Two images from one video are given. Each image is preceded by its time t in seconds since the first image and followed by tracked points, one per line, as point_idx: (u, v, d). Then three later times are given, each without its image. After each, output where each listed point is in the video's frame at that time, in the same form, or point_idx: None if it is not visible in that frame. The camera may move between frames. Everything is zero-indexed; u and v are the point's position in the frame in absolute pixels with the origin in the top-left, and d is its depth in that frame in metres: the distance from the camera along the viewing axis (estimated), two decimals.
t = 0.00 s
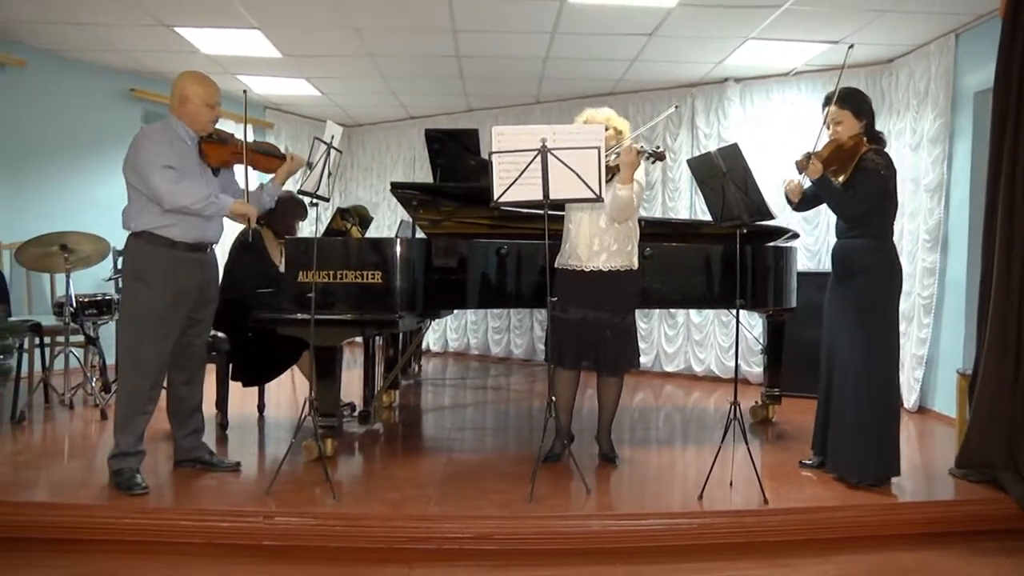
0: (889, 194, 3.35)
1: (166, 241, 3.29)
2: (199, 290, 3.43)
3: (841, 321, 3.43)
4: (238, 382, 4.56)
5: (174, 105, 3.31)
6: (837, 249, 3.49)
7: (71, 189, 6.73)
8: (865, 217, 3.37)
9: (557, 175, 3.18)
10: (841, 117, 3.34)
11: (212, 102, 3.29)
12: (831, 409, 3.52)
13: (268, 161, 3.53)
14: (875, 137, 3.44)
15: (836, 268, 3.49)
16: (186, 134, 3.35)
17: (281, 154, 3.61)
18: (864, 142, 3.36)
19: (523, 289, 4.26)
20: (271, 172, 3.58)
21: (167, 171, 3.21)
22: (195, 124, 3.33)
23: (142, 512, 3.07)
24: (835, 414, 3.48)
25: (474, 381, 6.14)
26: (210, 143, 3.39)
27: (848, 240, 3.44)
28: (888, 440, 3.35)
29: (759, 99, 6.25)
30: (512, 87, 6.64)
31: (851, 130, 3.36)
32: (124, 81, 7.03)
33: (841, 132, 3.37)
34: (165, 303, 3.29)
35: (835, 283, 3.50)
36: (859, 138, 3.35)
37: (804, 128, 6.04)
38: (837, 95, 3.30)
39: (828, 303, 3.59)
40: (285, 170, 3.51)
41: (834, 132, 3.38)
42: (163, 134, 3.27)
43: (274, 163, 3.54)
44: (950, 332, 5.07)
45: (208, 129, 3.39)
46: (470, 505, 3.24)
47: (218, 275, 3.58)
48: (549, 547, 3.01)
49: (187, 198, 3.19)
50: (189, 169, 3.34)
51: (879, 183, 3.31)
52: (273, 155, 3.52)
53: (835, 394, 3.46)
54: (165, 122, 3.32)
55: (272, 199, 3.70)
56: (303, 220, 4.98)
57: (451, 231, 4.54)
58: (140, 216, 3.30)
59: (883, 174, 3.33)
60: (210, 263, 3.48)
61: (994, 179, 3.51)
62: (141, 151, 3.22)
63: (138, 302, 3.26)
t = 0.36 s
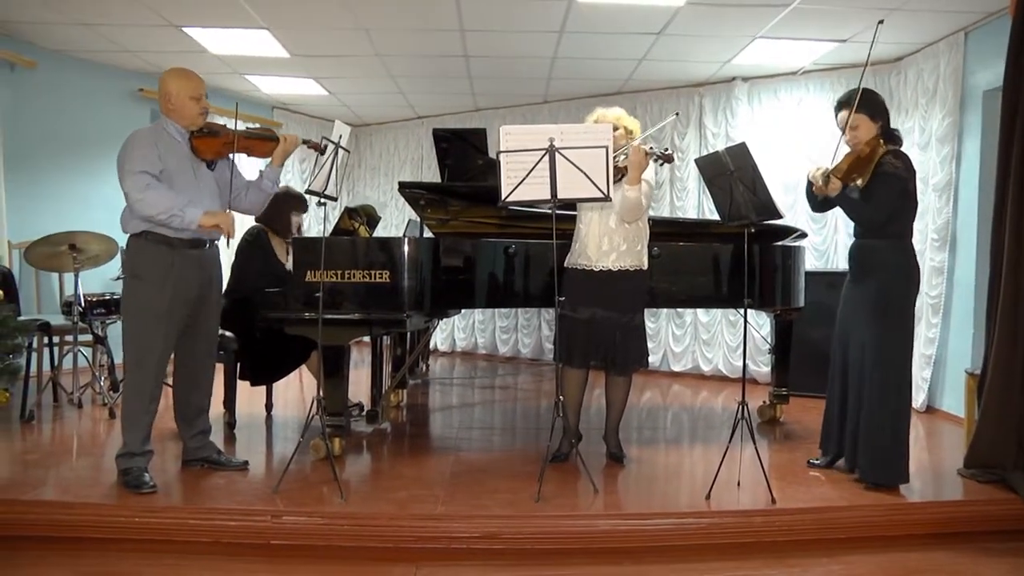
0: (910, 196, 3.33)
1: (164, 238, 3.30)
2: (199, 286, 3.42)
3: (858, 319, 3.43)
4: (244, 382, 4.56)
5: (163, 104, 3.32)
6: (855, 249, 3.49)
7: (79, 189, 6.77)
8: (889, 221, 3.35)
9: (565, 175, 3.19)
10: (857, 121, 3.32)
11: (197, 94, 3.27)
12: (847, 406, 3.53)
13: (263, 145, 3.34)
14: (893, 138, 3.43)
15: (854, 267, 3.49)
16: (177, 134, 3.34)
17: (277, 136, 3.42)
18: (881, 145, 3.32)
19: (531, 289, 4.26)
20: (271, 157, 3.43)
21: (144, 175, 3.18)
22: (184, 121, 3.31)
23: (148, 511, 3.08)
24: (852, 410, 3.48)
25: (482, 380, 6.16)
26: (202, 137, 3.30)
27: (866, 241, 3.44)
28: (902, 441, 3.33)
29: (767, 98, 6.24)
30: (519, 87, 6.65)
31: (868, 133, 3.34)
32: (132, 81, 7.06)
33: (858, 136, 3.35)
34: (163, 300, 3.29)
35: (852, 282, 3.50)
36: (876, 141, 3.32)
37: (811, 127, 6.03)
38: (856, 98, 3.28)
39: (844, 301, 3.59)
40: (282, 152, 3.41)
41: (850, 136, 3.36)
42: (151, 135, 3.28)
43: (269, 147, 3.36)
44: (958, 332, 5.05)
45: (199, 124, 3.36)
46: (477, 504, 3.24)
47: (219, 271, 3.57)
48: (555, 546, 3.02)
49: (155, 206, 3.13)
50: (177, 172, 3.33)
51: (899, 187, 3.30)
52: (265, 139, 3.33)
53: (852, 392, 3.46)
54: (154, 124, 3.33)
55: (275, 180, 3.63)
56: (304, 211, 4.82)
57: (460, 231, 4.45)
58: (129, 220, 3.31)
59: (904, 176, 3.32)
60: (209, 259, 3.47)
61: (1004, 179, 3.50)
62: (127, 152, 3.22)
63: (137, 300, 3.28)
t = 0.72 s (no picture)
0: (916, 197, 3.34)
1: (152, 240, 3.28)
2: (194, 286, 3.42)
3: (858, 321, 3.42)
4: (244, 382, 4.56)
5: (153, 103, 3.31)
6: (857, 249, 3.47)
7: (80, 190, 6.77)
8: (895, 220, 3.34)
9: (566, 176, 3.18)
10: (865, 121, 3.32)
11: (187, 93, 3.25)
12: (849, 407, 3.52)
13: (252, 147, 3.34)
14: (898, 138, 3.41)
15: (856, 268, 3.47)
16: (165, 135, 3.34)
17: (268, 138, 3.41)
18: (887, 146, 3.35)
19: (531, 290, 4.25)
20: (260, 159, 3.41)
21: (126, 181, 3.18)
22: (173, 121, 3.30)
23: (149, 512, 3.08)
24: (855, 411, 3.47)
25: (482, 380, 6.16)
26: (193, 136, 3.30)
27: (869, 241, 3.42)
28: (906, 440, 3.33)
29: (767, 99, 6.24)
30: (519, 88, 6.65)
31: (875, 133, 3.35)
32: (133, 82, 7.06)
33: (865, 136, 3.35)
34: (159, 301, 3.29)
35: (853, 282, 3.48)
36: (882, 142, 3.35)
37: (812, 128, 6.03)
38: (867, 98, 3.27)
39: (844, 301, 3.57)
40: (273, 155, 3.40)
41: (858, 136, 3.36)
42: (136, 139, 3.27)
43: (258, 149, 3.36)
44: (958, 333, 5.05)
45: (190, 123, 3.35)
46: (477, 505, 3.24)
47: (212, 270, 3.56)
48: (555, 547, 3.02)
49: (134, 213, 3.12)
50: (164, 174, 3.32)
51: (905, 188, 3.30)
52: (255, 141, 3.33)
53: (854, 393, 3.46)
54: (144, 126, 3.33)
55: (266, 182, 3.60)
56: (297, 207, 4.70)
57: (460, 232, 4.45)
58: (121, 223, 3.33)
59: (910, 178, 3.33)
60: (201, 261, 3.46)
61: (1005, 180, 3.49)
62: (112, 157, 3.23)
63: (132, 301, 3.27)
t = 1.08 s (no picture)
0: (903, 195, 3.34)
1: (154, 240, 3.27)
2: (191, 287, 3.41)
3: (849, 321, 3.43)
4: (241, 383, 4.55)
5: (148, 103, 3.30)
6: (847, 249, 3.48)
7: (77, 190, 6.76)
8: (876, 218, 3.36)
9: (562, 176, 3.17)
10: (859, 116, 3.32)
11: (185, 93, 3.25)
12: (843, 407, 3.53)
13: (250, 147, 3.36)
14: (892, 138, 3.41)
15: (845, 268, 3.48)
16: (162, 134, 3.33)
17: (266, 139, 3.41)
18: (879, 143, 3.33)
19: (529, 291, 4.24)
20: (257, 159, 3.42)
21: (126, 175, 3.16)
22: (171, 120, 3.30)
23: (146, 512, 3.07)
24: (848, 411, 3.47)
25: (479, 381, 6.16)
26: (190, 136, 3.31)
27: (858, 240, 3.44)
28: (901, 441, 3.33)
29: (763, 99, 6.25)
30: (517, 88, 6.65)
31: (869, 129, 3.33)
32: (130, 82, 7.05)
33: (859, 131, 3.34)
34: (156, 301, 3.28)
35: (844, 283, 3.49)
36: (874, 138, 3.32)
37: (808, 128, 6.03)
38: (862, 94, 3.27)
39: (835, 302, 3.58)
40: (270, 155, 3.39)
41: (850, 131, 3.36)
42: (133, 138, 3.26)
43: (257, 150, 3.37)
44: (955, 334, 5.06)
45: (186, 124, 3.35)
46: (474, 505, 3.24)
47: (211, 268, 3.55)
48: (552, 547, 3.02)
49: (140, 204, 3.10)
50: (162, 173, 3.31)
51: (893, 184, 3.30)
52: (254, 142, 3.34)
53: (847, 394, 3.47)
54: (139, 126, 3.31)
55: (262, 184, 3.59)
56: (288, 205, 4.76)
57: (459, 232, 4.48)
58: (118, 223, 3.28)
59: (898, 175, 3.33)
60: (200, 259, 3.45)
61: (1001, 180, 3.50)
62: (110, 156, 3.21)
63: (129, 301, 3.26)
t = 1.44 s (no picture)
0: (882, 196, 3.33)
1: (161, 239, 3.28)
2: (195, 288, 3.40)
3: (838, 321, 3.43)
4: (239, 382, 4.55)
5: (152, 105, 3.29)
6: (835, 249, 3.49)
7: (76, 190, 6.76)
8: (856, 216, 3.36)
9: (561, 176, 3.17)
10: (847, 117, 3.32)
11: (190, 95, 3.25)
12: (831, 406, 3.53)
13: (254, 151, 3.31)
14: (881, 140, 3.39)
15: (833, 268, 3.48)
16: (168, 134, 3.35)
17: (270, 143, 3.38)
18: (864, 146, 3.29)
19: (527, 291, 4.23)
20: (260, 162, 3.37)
21: (135, 171, 3.16)
22: (177, 122, 3.30)
23: (144, 512, 3.06)
24: (836, 408, 3.47)
25: (478, 381, 6.17)
26: (194, 137, 3.25)
27: (844, 240, 3.44)
28: (891, 439, 3.33)
29: (762, 99, 6.25)
30: (515, 88, 6.64)
31: (857, 131, 3.33)
32: (129, 82, 7.04)
33: (846, 132, 3.34)
34: (160, 302, 3.27)
35: (832, 282, 3.49)
36: (859, 141, 3.28)
37: (807, 128, 6.03)
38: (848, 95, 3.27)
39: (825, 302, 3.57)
40: (274, 159, 3.35)
41: (839, 132, 3.36)
42: (140, 138, 3.27)
43: (259, 153, 3.32)
44: (954, 335, 5.05)
45: (191, 126, 3.36)
46: (472, 505, 3.23)
47: (216, 269, 3.55)
48: (550, 547, 3.01)
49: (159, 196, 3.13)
50: (170, 171, 3.31)
51: (869, 185, 3.31)
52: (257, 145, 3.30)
53: (835, 396, 3.48)
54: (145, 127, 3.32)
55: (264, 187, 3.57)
56: (281, 202, 4.70)
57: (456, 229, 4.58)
58: (128, 222, 3.28)
59: (877, 177, 3.32)
60: (205, 259, 3.45)
61: (1000, 180, 3.49)
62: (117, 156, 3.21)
63: (133, 302, 3.25)
